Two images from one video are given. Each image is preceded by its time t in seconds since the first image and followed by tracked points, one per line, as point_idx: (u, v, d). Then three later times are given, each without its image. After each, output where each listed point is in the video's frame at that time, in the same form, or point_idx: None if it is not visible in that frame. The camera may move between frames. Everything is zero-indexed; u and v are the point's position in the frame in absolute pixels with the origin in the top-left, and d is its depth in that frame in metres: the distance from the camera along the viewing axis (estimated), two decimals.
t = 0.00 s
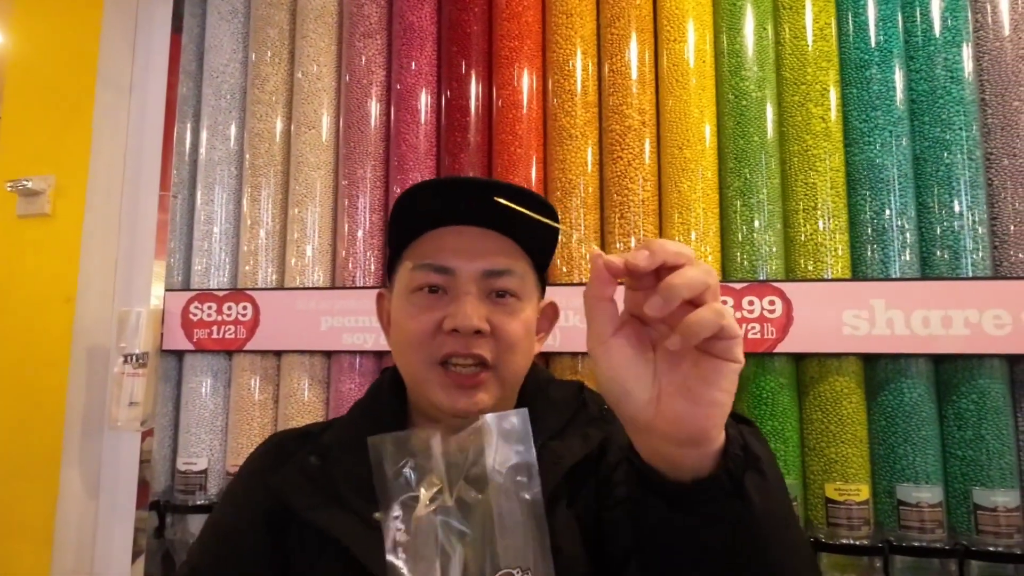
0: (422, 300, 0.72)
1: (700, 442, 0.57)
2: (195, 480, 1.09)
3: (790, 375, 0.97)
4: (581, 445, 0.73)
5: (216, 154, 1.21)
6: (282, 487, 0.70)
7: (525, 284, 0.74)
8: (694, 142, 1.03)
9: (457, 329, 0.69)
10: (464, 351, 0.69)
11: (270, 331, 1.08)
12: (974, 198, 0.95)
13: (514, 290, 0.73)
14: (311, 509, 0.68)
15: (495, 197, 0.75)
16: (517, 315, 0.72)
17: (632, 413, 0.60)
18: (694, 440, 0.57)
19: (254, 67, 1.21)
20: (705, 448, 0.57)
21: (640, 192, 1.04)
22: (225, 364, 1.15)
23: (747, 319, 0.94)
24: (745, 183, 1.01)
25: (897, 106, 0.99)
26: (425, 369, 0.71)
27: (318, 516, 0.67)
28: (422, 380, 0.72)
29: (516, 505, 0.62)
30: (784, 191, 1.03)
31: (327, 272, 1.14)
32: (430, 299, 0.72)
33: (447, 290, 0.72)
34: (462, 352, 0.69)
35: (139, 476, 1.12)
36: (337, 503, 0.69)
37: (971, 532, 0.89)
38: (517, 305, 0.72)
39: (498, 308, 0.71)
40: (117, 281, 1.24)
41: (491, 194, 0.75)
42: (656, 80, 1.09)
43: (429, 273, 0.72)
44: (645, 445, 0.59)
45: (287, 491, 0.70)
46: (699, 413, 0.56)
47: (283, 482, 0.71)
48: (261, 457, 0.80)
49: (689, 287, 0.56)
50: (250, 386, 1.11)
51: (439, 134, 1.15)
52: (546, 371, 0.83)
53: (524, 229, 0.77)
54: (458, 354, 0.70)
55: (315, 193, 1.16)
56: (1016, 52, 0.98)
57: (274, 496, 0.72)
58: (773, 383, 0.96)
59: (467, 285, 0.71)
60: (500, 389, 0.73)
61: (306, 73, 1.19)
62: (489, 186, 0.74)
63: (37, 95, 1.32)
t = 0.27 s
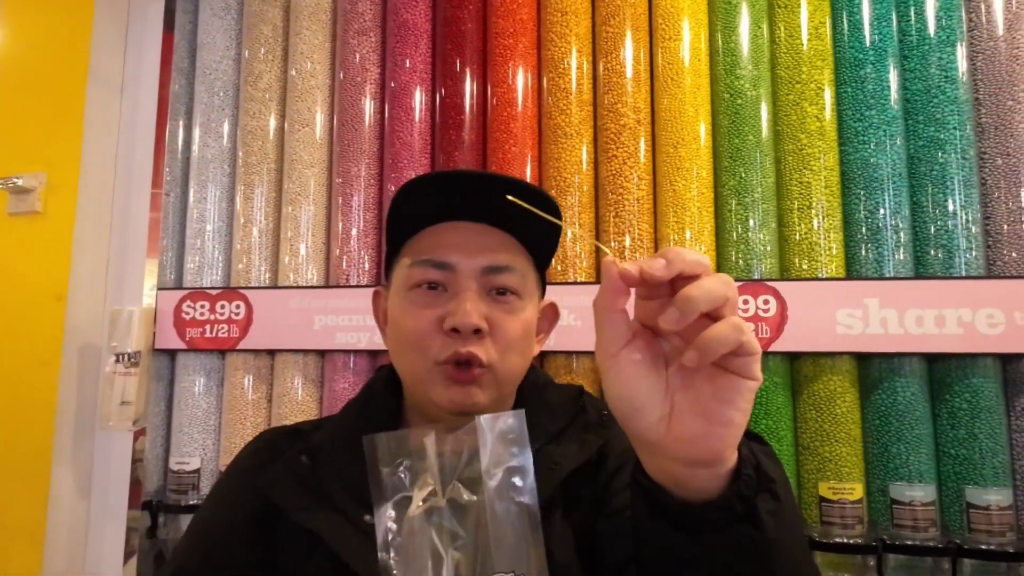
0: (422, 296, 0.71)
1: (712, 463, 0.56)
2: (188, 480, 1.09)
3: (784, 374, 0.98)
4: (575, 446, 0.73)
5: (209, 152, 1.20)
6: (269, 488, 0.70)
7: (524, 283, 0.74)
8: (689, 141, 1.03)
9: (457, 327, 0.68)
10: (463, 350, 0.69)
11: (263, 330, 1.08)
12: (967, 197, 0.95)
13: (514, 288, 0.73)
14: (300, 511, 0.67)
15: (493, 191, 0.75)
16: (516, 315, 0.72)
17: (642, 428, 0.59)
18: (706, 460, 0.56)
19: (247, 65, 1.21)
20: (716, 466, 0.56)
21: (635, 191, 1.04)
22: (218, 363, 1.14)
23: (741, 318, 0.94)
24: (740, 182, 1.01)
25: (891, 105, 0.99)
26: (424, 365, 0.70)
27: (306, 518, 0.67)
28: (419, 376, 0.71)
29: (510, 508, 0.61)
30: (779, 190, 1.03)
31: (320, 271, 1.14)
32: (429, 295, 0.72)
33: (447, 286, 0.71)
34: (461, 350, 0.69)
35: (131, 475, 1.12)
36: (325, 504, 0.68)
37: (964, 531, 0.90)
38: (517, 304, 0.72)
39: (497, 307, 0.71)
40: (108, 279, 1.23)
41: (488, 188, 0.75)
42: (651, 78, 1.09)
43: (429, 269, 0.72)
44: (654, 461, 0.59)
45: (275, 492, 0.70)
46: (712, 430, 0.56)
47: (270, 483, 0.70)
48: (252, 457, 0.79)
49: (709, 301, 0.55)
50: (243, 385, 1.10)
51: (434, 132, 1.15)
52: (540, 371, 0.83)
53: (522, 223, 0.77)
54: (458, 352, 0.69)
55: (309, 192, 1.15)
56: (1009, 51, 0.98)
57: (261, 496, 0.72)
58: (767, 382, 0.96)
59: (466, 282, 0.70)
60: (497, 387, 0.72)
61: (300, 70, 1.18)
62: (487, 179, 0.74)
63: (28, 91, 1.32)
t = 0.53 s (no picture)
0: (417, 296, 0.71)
1: (730, 480, 0.56)
2: (181, 479, 1.08)
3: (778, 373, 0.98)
4: (568, 446, 0.73)
5: (203, 149, 1.19)
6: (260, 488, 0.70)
7: (523, 283, 0.74)
8: (683, 140, 1.03)
9: (454, 328, 0.68)
10: (460, 351, 0.69)
11: (257, 329, 1.07)
12: (960, 197, 0.96)
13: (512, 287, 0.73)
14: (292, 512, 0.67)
15: (489, 187, 0.75)
16: (513, 314, 0.72)
17: (661, 443, 0.59)
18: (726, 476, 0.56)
19: (240, 62, 1.20)
20: (732, 482, 0.56)
21: (630, 190, 1.04)
22: (211, 362, 1.14)
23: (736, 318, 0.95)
24: (735, 182, 1.02)
25: (884, 105, 1.00)
26: (418, 366, 0.71)
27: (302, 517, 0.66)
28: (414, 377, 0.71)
29: (508, 509, 0.62)
30: (773, 189, 1.03)
31: (315, 269, 1.13)
32: (425, 295, 0.72)
33: (443, 286, 0.71)
34: (458, 352, 0.69)
35: (123, 474, 1.11)
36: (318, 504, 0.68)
37: (955, 529, 0.90)
38: (514, 304, 0.72)
39: (495, 307, 0.71)
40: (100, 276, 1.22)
41: (484, 184, 0.74)
42: (646, 77, 1.09)
43: (425, 268, 0.71)
44: (669, 474, 0.59)
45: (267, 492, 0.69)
46: (733, 447, 0.56)
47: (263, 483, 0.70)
48: (242, 456, 0.79)
49: (733, 316, 0.55)
50: (237, 383, 1.10)
51: (428, 130, 1.15)
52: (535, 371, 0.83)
53: (519, 220, 0.76)
54: (454, 354, 0.69)
55: (304, 190, 1.15)
56: (1002, 52, 0.99)
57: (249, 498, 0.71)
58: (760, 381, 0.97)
59: (463, 282, 0.70)
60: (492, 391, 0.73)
61: (294, 68, 1.18)
62: (481, 176, 0.74)
63: (18, 86, 1.31)
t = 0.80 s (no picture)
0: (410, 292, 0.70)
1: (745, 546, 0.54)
2: (174, 478, 1.08)
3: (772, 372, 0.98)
4: (571, 452, 0.73)
5: (195, 147, 1.19)
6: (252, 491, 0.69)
7: (518, 280, 0.74)
8: (678, 139, 1.03)
9: (448, 325, 0.68)
10: (454, 347, 0.69)
11: (250, 327, 1.07)
12: (952, 196, 0.96)
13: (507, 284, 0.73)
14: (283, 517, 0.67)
15: (485, 180, 0.75)
16: (508, 311, 0.72)
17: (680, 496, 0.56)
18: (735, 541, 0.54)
19: (234, 59, 1.19)
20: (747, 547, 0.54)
21: (624, 189, 1.04)
22: (204, 360, 1.13)
23: (730, 317, 0.95)
24: (729, 180, 1.02)
25: (878, 104, 1.00)
26: (413, 363, 0.71)
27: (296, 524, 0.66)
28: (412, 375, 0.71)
29: (516, 477, 0.60)
30: (767, 188, 1.04)
31: (309, 267, 1.13)
32: (418, 291, 0.71)
33: (436, 282, 0.71)
34: (452, 348, 0.69)
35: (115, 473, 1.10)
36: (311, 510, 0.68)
37: (947, 526, 0.91)
38: (509, 301, 0.72)
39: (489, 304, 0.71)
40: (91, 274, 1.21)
41: (478, 175, 0.74)
42: (641, 76, 1.09)
43: (419, 263, 0.71)
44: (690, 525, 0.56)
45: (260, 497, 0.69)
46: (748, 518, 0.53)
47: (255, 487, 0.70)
48: (229, 456, 0.78)
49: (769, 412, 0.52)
50: (230, 382, 1.10)
51: (423, 128, 1.14)
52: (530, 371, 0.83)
53: (515, 214, 0.77)
54: (448, 350, 0.69)
55: (297, 188, 1.14)
56: (994, 52, 0.99)
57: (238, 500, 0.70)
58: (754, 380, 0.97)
59: (457, 279, 0.70)
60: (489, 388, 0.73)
61: (288, 65, 1.17)
62: (476, 168, 0.74)
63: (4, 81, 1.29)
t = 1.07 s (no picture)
0: (402, 289, 0.73)
1: None
2: (163, 477, 1.07)
3: (761, 370, 0.99)
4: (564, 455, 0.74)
5: (185, 144, 1.18)
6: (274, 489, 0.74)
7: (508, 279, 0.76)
8: (669, 138, 1.04)
9: (435, 322, 0.71)
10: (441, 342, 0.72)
11: (240, 326, 1.06)
12: (939, 196, 0.97)
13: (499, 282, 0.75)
14: (307, 515, 0.72)
15: (476, 176, 0.76)
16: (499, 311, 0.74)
17: None
18: None
19: (224, 55, 1.19)
20: None
21: (615, 187, 1.04)
22: (194, 359, 1.12)
23: (720, 315, 0.95)
24: (719, 179, 1.02)
25: (867, 105, 1.01)
26: (404, 356, 0.73)
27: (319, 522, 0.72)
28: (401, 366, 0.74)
29: (592, 315, 0.64)
30: (757, 187, 1.04)
31: (299, 266, 1.13)
32: (410, 289, 0.74)
33: (427, 280, 0.74)
34: (439, 345, 0.72)
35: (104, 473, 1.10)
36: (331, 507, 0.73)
37: (933, 523, 0.92)
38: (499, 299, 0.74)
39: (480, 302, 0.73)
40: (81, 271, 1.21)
41: (464, 170, 0.76)
42: (633, 75, 1.09)
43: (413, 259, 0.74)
44: None
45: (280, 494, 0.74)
46: None
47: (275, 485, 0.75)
48: (238, 453, 0.85)
49: None
50: (220, 381, 1.09)
51: (414, 126, 1.14)
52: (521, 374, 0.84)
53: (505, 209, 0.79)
54: (435, 346, 0.72)
55: (288, 185, 1.14)
56: (981, 53, 1.00)
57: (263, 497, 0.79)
58: (744, 378, 0.98)
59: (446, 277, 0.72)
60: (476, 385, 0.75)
61: (278, 62, 1.17)
62: (461, 162, 0.75)
63: None
